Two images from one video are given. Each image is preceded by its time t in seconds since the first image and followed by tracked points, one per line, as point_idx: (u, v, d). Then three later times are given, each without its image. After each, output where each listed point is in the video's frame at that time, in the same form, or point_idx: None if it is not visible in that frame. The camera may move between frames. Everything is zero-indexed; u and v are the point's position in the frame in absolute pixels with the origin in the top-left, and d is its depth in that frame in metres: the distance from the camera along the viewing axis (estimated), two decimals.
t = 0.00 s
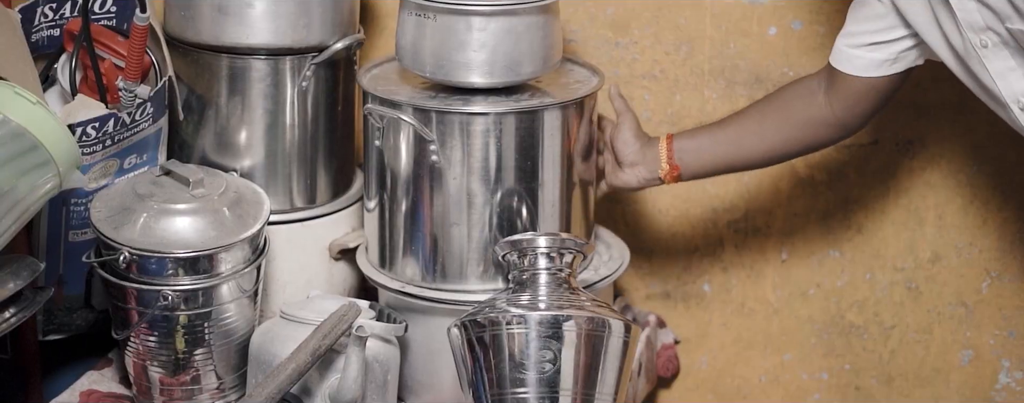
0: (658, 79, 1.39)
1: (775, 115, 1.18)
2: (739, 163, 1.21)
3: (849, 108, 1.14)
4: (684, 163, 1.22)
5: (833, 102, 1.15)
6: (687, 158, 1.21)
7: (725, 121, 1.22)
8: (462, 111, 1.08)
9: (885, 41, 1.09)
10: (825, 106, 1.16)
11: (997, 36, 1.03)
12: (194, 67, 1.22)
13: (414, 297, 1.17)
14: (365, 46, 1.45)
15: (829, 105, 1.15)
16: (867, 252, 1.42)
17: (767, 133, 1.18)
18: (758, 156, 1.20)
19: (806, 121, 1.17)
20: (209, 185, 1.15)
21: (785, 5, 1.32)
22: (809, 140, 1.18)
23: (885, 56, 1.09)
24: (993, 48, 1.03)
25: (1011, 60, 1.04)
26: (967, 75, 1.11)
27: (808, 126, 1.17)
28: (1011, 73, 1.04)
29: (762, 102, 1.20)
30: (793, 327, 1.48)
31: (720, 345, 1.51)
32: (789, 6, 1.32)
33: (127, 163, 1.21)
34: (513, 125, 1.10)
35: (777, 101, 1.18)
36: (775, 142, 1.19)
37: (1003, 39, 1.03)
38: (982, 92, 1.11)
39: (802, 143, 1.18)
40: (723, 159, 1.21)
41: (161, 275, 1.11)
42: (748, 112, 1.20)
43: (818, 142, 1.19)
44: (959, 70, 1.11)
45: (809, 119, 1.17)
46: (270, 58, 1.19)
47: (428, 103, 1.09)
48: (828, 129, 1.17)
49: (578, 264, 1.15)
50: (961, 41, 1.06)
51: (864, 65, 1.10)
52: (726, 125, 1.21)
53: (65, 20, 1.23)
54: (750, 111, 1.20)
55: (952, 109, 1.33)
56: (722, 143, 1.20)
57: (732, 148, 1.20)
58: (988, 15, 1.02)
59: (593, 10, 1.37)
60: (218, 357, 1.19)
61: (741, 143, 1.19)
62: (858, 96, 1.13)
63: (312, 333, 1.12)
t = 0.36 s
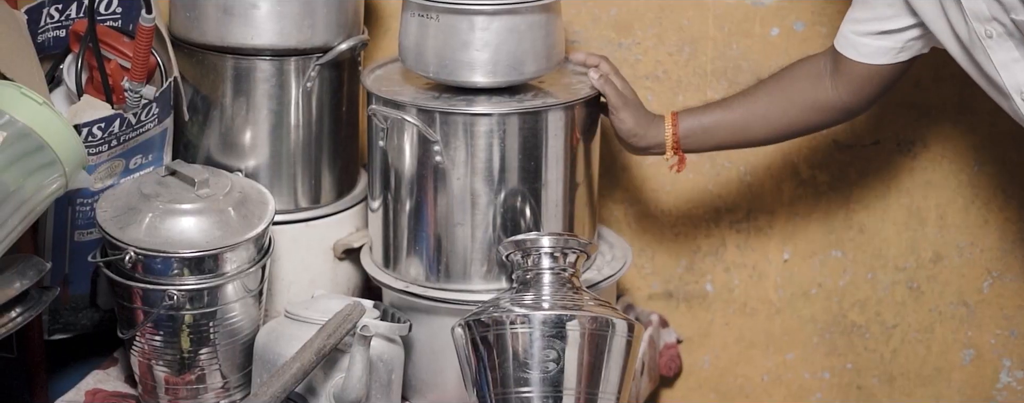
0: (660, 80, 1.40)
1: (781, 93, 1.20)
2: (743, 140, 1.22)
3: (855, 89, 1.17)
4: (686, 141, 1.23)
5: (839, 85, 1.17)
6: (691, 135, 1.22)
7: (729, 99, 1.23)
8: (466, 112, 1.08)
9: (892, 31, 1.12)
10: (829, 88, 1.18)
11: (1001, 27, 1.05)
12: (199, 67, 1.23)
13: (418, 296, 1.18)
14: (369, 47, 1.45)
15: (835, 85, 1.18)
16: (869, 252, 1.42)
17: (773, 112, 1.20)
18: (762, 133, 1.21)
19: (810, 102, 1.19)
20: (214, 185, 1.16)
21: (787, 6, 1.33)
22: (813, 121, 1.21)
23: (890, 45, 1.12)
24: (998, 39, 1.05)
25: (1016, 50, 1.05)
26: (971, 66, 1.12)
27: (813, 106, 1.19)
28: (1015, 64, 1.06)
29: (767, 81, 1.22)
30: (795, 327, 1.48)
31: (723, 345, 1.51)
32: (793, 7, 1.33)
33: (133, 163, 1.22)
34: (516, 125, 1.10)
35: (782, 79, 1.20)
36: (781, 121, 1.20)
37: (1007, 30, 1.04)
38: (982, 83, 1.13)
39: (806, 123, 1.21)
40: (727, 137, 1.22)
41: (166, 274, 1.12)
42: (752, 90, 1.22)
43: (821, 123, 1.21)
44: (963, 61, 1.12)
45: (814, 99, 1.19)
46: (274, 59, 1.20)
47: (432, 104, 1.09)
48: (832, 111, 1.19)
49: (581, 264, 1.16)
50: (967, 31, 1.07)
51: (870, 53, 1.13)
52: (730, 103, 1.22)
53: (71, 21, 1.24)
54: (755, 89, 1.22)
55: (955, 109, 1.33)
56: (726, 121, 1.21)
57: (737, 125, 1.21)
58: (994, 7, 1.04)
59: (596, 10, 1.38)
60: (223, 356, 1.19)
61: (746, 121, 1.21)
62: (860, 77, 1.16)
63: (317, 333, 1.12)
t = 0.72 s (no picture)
0: (664, 80, 1.41)
1: (788, 67, 1.22)
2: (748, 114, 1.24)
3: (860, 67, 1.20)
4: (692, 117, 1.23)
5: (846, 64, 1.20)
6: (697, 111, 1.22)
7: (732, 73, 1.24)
8: (472, 113, 1.09)
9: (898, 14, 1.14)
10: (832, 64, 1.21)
11: (1011, 13, 1.07)
12: (206, 68, 1.24)
13: (423, 296, 1.18)
14: (374, 48, 1.46)
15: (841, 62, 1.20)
16: (872, 252, 1.43)
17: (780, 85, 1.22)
18: (766, 108, 1.23)
19: (816, 79, 1.21)
20: (221, 185, 1.17)
21: (790, 7, 1.34)
22: (816, 98, 1.23)
23: (896, 27, 1.15)
24: (1008, 25, 1.07)
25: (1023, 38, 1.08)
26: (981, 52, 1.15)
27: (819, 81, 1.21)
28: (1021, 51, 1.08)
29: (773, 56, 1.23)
30: (798, 326, 1.49)
31: (726, 344, 1.52)
32: (796, 8, 1.34)
33: (140, 164, 1.23)
34: (521, 126, 1.11)
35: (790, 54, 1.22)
36: (786, 96, 1.23)
37: (1017, 16, 1.07)
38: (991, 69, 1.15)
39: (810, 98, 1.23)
40: (731, 111, 1.23)
41: (173, 274, 1.12)
42: (757, 65, 1.24)
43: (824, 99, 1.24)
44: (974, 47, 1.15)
45: (819, 75, 1.21)
46: (280, 60, 1.20)
47: (437, 105, 1.10)
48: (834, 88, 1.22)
49: (586, 264, 1.17)
50: (978, 16, 1.10)
51: (876, 34, 1.16)
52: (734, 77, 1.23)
53: (78, 22, 1.25)
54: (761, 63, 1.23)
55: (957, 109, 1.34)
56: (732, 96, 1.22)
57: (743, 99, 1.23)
58: None
59: (600, 12, 1.39)
60: (230, 356, 1.20)
61: (752, 94, 1.22)
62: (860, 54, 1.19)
63: (323, 332, 1.12)
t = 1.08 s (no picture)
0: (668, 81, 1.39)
1: (763, 29, 1.21)
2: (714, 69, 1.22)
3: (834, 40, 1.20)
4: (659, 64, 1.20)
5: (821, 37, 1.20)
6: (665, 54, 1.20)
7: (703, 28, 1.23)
8: (477, 113, 1.10)
9: None
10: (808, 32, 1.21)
11: (1014, 9, 1.08)
12: (212, 69, 1.24)
13: (428, 296, 1.19)
14: (379, 49, 1.47)
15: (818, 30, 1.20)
16: (875, 252, 1.44)
17: (751, 45, 1.21)
18: (735, 66, 1.22)
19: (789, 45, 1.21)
20: (227, 185, 1.17)
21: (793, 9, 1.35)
22: (786, 63, 1.22)
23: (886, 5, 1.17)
24: (1010, 21, 1.08)
25: None
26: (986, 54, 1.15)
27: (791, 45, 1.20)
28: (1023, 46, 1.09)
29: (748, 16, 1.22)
30: (801, 326, 1.50)
31: (729, 344, 1.53)
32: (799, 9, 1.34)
33: (146, 164, 1.23)
34: (526, 127, 1.11)
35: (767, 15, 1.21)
36: (755, 58, 1.21)
37: (1019, 12, 1.07)
38: (993, 68, 1.15)
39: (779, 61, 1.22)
40: (700, 61, 1.21)
41: (180, 274, 1.13)
42: (731, 23, 1.22)
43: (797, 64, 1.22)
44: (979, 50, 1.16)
45: (794, 43, 1.21)
46: (286, 61, 1.21)
47: (443, 105, 1.11)
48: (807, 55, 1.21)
49: (590, 264, 1.17)
50: (981, 13, 1.11)
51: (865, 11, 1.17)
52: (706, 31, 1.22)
53: (84, 23, 1.25)
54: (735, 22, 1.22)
55: (959, 110, 1.35)
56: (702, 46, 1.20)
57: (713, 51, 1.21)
58: None
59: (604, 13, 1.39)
60: (236, 355, 1.21)
61: (723, 49, 1.21)
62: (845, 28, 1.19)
63: (329, 331, 1.13)
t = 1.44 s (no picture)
0: (672, 81, 1.40)
1: (754, 29, 1.22)
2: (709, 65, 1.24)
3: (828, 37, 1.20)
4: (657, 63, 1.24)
5: (815, 33, 1.20)
6: (661, 54, 1.23)
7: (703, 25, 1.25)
8: (483, 113, 1.10)
9: None
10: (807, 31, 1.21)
11: (1013, 12, 1.08)
12: (218, 69, 1.25)
13: (434, 295, 1.19)
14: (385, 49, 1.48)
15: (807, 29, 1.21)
16: (878, 252, 1.44)
17: (743, 44, 1.22)
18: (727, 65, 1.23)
19: (778, 41, 1.21)
20: (234, 185, 1.18)
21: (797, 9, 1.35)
22: (779, 62, 1.23)
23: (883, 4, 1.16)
24: (1008, 23, 1.08)
25: None
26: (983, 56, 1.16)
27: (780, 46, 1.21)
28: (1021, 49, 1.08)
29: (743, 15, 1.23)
30: (805, 325, 1.50)
31: (734, 343, 1.53)
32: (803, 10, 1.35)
33: (153, 164, 1.24)
34: (532, 127, 1.12)
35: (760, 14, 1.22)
36: (748, 58, 1.23)
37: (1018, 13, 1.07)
38: (995, 73, 1.15)
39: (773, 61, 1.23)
40: (693, 55, 1.23)
41: (186, 273, 1.13)
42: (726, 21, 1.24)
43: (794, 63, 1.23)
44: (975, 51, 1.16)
45: (786, 41, 1.21)
46: (292, 61, 1.21)
47: (448, 105, 1.11)
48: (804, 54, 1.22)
49: (596, 263, 1.18)
50: (980, 16, 1.11)
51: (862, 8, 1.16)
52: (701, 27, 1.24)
53: (92, 24, 1.26)
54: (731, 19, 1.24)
55: (962, 111, 1.35)
56: (696, 43, 1.23)
57: (707, 48, 1.23)
58: None
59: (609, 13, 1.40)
60: (243, 354, 1.21)
61: (718, 47, 1.23)
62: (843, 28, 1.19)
63: (335, 331, 1.14)
